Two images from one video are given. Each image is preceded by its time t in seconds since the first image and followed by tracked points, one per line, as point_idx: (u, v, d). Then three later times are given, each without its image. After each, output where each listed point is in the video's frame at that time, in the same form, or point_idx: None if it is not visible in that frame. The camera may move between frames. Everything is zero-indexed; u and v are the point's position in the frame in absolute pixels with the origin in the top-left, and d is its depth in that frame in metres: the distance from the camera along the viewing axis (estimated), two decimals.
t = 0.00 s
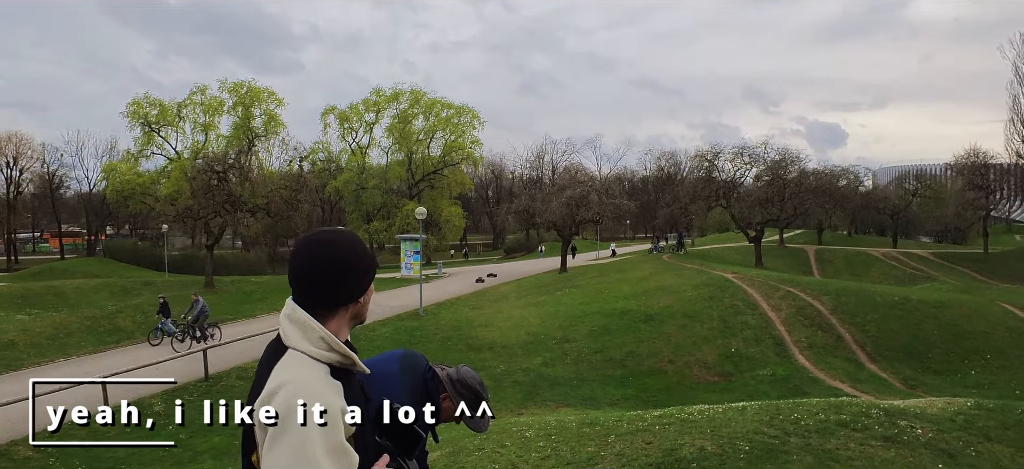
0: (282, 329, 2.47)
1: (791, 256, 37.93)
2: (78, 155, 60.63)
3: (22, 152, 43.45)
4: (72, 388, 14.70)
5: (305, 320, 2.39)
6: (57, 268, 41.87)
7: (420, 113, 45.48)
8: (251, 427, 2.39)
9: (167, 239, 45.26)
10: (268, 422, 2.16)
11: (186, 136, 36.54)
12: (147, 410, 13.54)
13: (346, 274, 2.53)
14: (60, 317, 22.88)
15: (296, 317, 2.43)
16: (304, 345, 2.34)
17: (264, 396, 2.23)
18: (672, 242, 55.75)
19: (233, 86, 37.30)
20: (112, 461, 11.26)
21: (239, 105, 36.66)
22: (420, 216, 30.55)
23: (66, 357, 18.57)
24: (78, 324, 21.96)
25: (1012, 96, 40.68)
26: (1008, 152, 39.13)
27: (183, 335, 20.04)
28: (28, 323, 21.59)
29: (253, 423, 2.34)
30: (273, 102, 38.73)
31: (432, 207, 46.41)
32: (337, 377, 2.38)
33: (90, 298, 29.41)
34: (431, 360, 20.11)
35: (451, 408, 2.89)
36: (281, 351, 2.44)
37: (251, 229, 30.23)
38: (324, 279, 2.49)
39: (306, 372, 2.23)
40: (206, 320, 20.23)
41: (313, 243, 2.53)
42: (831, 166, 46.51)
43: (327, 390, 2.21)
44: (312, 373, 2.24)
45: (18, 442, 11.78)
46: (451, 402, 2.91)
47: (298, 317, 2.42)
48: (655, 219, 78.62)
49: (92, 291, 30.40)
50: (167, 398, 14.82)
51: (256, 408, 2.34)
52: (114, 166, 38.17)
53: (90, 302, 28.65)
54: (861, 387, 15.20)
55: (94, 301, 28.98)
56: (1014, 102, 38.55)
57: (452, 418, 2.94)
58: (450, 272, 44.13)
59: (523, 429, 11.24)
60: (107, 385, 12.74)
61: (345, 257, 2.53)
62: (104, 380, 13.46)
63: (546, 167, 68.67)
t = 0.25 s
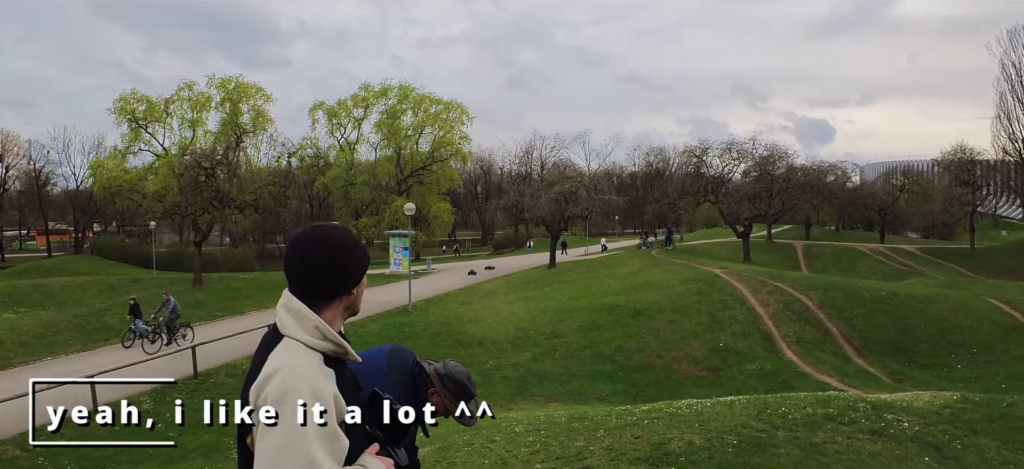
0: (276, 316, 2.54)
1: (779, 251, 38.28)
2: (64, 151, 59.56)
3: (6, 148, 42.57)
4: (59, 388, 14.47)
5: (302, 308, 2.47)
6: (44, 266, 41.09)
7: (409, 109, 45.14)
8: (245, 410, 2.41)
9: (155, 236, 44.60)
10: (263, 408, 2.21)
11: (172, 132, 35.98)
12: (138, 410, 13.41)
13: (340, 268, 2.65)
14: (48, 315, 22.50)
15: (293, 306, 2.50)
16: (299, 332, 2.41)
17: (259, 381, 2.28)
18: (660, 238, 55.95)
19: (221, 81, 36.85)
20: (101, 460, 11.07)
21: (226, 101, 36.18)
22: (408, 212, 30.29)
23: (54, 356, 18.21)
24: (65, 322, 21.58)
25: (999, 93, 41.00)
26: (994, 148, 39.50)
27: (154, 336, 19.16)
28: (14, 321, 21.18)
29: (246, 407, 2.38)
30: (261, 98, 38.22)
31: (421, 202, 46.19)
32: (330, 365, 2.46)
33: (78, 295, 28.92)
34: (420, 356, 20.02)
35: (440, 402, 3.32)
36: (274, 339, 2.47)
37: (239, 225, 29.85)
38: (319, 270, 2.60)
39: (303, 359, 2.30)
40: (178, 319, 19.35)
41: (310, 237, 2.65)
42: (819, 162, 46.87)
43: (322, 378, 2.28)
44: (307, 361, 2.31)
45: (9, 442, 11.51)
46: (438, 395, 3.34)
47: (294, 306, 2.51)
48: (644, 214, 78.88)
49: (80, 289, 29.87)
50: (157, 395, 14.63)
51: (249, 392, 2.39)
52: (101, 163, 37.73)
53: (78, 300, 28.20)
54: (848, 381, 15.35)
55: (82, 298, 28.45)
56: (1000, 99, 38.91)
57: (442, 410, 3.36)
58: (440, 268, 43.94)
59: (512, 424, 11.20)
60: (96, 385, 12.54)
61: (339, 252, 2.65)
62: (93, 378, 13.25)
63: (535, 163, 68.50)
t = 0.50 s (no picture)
0: (259, 312, 2.51)
1: (764, 247, 38.68)
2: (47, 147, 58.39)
3: None
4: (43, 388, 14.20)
5: (285, 305, 2.45)
6: (26, 264, 40.20)
7: (394, 105, 44.74)
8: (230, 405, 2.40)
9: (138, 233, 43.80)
10: (248, 403, 2.20)
11: (155, 129, 35.25)
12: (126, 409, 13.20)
13: (322, 263, 2.62)
14: (33, 313, 22.07)
15: (276, 303, 2.47)
16: (281, 327, 2.40)
17: (243, 375, 2.27)
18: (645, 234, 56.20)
19: (205, 77, 36.24)
20: (86, 460, 10.86)
21: (210, 97, 35.54)
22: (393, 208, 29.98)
23: (38, 355, 17.76)
24: (50, 320, 21.13)
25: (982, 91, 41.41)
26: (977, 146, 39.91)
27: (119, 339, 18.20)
28: None
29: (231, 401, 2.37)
30: (245, 94, 37.60)
31: (406, 199, 45.88)
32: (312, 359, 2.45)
33: (61, 294, 28.22)
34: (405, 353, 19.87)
35: (424, 392, 3.46)
36: (257, 336, 2.45)
37: (224, 222, 29.38)
38: (300, 265, 2.56)
39: (287, 353, 2.28)
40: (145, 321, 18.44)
41: (291, 231, 2.62)
42: (803, 158, 47.33)
43: (306, 373, 2.27)
44: (291, 355, 2.29)
45: None
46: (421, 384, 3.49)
47: (276, 301, 2.48)
48: (629, 210, 79.17)
49: (65, 287, 29.23)
50: (142, 394, 14.39)
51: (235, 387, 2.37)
52: (84, 160, 37.17)
53: (64, 298, 27.68)
54: (832, 375, 15.53)
55: (64, 297, 27.75)
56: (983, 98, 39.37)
57: (427, 399, 3.50)
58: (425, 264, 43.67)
59: (498, 419, 11.13)
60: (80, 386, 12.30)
61: (320, 246, 2.62)
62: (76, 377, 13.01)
63: (520, 158, 68.29)
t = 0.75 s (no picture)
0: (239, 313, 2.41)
1: (750, 245, 39.00)
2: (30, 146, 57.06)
3: None
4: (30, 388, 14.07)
5: (264, 305, 2.37)
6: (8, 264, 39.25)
7: (381, 104, 44.44)
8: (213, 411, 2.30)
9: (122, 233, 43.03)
10: (231, 407, 2.11)
11: (141, 128, 34.57)
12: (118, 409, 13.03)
13: (304, 261, 2.52)
14: (16, 314, 21.54)
15: (255, 303, 2.38)
16: (263, 328, 2.30)
17: (225, 379, 2.18)
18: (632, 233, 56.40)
19: (191, 76, 35.73)
20: (72, 463, 10.59)
21: (196, 96, 35.02)
22: (381, 208, 29.72)
23: (24, 357, 17.50)
24: (34, 322, 20.64)
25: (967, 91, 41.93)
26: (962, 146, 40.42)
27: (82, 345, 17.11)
28: None
29: (214, 407, 2.27)
30: (232, 93, 37.10)
31: (392, 198, 45.59)
32: (296, 360, 2.37)
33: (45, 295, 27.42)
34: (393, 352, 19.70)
35: (411, 392, 3.36)
36: (238, 337, 2.36)
37: (210, 222, 28.90)
38: (279, 265, 2.46)
39: (269, 355, 2.19)
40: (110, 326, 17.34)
41: (269, 230, 2.51)
42: (789, 158, 47.77)
43: (290, 375, 2.19)
44: (274, 356, 2.20)
45: None
46: (408, 384, 3.38)
47: (256, 302, 2.39)
48: (616, 209, 79.46)
49: (49, 288, 28.53)
50: (130, 394, 14.27)
51: (216, 391, 2.27)
52: (69, 160, 36.57)
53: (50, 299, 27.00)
54: (819, 373, 15.67)
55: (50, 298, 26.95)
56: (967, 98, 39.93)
57: (413, 400, 3.41)
58: (413, 263, 43.43)
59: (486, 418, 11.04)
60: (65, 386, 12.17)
61: (301, 244, 2.52)
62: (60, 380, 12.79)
63: (507, 157, 68.16)
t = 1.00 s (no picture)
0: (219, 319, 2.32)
1: (737, 246, 39.30)
2: (13, 147, 55.89)
3: None
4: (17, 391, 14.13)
5: (246, 308, 2.28)
6: None
7: (369, 105, 44.14)
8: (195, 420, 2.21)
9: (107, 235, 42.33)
10: (214, 413, 2.03)
11: (126, 129, 33.98)
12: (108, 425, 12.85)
13: (285, 264, 2.44)
14: None
15: (236, 307, 2.30)
16: (245, 333, 2.21)
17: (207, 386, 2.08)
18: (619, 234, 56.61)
19: (176, 76, 35.23)
20: None
21: (182, 97, 34.54)
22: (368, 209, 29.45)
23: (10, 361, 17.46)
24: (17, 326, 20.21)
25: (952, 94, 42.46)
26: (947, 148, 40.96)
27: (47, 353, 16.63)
28: None
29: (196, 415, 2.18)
30: (218, 94, 36.62)
31: (380, 199, 45.32)
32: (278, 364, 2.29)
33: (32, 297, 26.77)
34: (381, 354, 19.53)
35: (400, 396, 3.29)
36: (218, 343, 2.27)
37: (196, 224, 28.47)
38: (260, 267, 2.37)
39: (252, 359, 2.11)
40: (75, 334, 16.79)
41: (249, 231, 2.42)
42: (775, 159, 48.21)
43: (275, 379, 2.11)
44: (257, 361, 2.12)
45: None
46: (398, 387, 3.30)
47: (238, 306, 2.30)
48: (603, 210, 79.71)
49: (34, 290, 27.87)
50: (117, 398, 14.39)
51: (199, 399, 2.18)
52: (54, 161, 35.97)
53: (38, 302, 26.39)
54: (806, 372, 15.79)
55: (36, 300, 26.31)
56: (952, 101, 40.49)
57: (402, 404, 3.33)
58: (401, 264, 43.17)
59: (475, 419, 10.96)
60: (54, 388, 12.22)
61: (283, 246, 2.44)
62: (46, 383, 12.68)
63: (495, 159, 68.06)
